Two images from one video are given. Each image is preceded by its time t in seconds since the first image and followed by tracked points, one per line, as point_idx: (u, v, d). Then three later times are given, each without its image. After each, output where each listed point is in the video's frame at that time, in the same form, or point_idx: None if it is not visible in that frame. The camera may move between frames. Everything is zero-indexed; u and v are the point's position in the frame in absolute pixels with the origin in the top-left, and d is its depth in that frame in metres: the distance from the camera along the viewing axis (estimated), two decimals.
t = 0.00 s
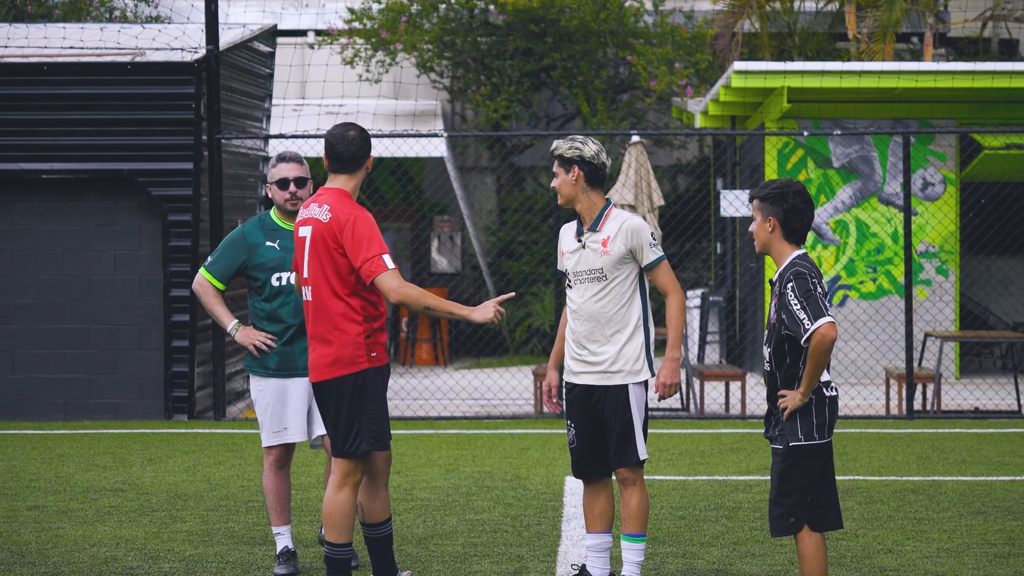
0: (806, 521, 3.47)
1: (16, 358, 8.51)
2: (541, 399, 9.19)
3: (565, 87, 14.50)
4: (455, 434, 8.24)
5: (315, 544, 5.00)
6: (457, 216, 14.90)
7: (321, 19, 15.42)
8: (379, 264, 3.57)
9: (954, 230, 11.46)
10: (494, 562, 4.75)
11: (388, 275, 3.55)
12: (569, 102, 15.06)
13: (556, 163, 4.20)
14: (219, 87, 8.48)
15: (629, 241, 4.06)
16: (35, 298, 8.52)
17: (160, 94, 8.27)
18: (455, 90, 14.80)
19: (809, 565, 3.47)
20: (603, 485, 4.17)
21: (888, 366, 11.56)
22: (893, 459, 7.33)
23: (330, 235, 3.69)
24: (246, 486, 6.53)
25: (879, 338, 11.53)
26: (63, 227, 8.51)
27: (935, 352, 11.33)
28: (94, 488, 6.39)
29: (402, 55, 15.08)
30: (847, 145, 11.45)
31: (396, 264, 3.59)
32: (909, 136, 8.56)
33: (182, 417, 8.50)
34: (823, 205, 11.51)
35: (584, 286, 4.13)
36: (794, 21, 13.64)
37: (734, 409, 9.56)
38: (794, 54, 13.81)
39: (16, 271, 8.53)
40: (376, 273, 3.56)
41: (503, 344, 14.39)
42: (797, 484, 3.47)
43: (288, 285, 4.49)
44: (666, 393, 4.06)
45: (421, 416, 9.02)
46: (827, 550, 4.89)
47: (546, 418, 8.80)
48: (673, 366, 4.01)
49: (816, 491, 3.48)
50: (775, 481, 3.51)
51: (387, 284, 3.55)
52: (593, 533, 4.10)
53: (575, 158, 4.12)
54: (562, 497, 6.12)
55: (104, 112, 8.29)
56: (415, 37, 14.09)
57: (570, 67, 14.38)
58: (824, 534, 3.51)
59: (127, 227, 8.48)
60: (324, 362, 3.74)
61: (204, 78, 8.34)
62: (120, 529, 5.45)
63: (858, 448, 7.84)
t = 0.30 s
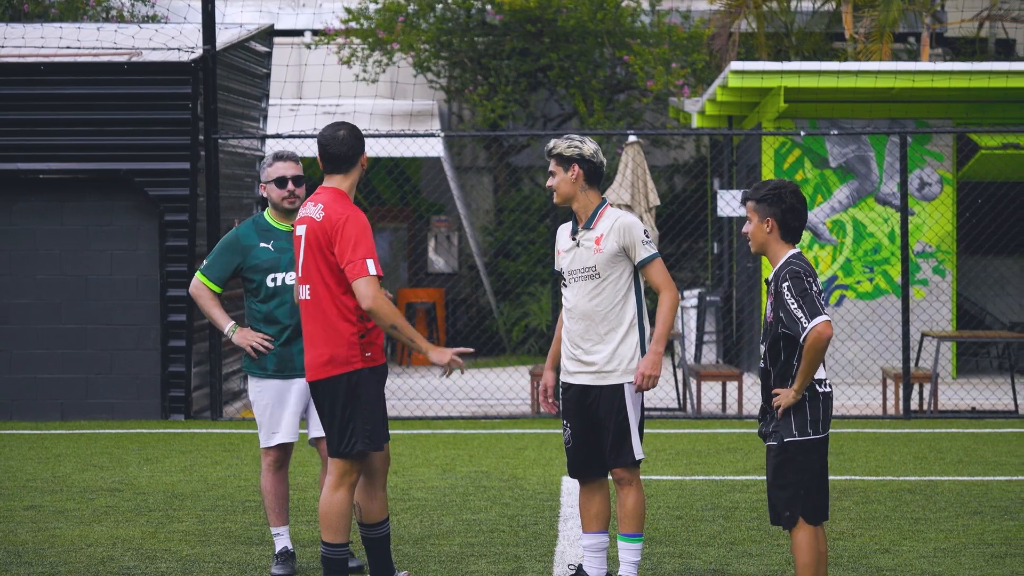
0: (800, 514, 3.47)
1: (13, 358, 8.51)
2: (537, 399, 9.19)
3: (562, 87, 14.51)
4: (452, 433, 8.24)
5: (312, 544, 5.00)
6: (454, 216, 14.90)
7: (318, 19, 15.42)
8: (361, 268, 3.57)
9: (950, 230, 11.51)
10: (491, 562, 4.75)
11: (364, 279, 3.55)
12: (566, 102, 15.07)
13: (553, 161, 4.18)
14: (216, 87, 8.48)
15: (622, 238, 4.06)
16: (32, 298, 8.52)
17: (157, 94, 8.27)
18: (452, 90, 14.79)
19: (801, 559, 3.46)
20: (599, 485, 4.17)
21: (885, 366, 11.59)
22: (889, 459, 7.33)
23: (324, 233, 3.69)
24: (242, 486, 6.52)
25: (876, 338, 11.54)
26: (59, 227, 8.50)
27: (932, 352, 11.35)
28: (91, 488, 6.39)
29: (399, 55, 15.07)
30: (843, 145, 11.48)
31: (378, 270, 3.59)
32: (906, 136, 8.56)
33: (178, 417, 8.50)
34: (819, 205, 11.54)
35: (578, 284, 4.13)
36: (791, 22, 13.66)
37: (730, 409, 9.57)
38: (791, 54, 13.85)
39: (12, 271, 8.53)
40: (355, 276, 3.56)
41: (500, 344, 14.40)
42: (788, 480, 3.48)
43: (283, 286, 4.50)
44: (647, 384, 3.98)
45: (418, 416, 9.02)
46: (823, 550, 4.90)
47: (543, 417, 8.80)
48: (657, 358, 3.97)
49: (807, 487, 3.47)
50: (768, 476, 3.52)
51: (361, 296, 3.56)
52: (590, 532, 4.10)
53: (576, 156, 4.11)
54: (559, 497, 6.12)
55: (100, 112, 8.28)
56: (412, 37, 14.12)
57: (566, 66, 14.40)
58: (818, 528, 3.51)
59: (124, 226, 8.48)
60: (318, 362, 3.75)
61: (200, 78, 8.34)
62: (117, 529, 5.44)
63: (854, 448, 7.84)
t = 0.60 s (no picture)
0: (794, 514, 3.47)
1: (11, 358, 8.51)
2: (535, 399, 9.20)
3: (560, 87, 14.52)
4: (450, 433, 8.25)
5: (311, 544, 5.00)
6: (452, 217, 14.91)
7: (316, 19, 15.39)
8: (345, 271, 3.57)
9: (948, 230, 11.55)
10: (490, 562, 4.75)
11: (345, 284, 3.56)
12: (565, 102, 15.07)
13: (556, 160, 4.14)
14: (215, 87, 8.48)
15: (622, 238, 4.07)
16: (30, 298, 8.53)
17: (155, 94, 8.27)
18: (450, 90, 14.79)
19: (797, 558, 3.46)
20: (597, 485, 4.15)
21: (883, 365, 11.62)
22: (888, 459, 7.34)
23: (317, 233, 3.69)
24: (241, 486, 6.52)
25: (875, 338, 11.56)
26: (58, 227, 8.50)
27: (930, 352, 11.37)
28: (90, 489, 6.38)
29: (397, 55, 15.07)
30: (842, 145, 11.51)
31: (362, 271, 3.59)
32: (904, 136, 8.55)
33: (177, 417, 8.50)
34: (817, 205, 11.55)
35: (576, 283, 4.13)
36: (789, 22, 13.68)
37: (729, 408, 9.58)
38: (789, 54, 13.88)
39: (10, 271, 8.53)
40: (338, 279, 3.57)
41: (498, 345, 14.43)
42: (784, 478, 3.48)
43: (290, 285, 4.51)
44: (651, 389, 4.06)
45: (416, 416, 9.02)
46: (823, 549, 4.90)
47: (541, 417, 8.80)
48: (659, 362, 4.03)
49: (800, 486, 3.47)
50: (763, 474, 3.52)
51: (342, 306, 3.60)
52: (588, 533, 4.10)
53: (582, 155, 4.11)
54: (558, 497, 6.12)
55: (99, 112, 8.29)
56: (411, 37, 14.13)
57: (565, 66, 14.40)
58: (814, 528, 3.50)
59: (122, 226, 8.48)
60: (305, 361, 3.75)
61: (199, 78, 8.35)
62: (116, 529, 5.44)
63: (853, 449, 7.85)
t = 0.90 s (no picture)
0: (785, 514, 3.47)
1: (9, 358, 8.51)
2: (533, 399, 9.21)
3: (558, 87, 14.52)
4: (448, 433, 8.24)
5: (308, 544, 5.00)
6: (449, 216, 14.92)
7: (313, 19, 15.34)
8: (336, 274, 3.57)
9: (945, 230, 11.57)
10: (487, 562, 4.75)
11: (333, 291, 3.56)
12: (562, 102, 15.07)
13: (556, 161, 4.13)
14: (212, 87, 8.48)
15: (623, 240, 4.07)
16: (28, 298, 8.53)
17: (152, 94, 8.27)
18: (448, 90, 14.79)
19: (788, 558, 3.46)
20: (595, 485, 4.14)
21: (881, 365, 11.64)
22: (885, 459, 7.34)
23: (307, 234, 3.69)
24: (238, 486, 6.51)
25: (872, 338, 11.58)
26: (55, 227, 8.50)
27: (928, 352, 11.38)
28: (87, 488, 6.38)
29: (395, 55, 15.08)
30: (839, 145, 11.52)
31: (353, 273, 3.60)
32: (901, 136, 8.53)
33: (174, 417, 8.50)
34: (814, 205, 11.57)
35: (575, 284, 4.13)
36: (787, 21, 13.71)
37: (726, 408, 9.59)
38: (787, 55, 13.89)
39: (8, 271, 8.53)
40: (328, 282, 3.57)
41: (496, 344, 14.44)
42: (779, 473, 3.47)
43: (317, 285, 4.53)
44: (660, 394, 4.06)
45: (414, 416, 9.02)
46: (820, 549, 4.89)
47: (539, 417, 8.80)
48: (666, 366, 4.00)
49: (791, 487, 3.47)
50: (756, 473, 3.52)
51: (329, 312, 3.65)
52: (585, 533, 4.08)
53: (582, 156, 4.10)
54: (555, 497, 6.12)
55: (96, 112, 8.28)
56: (408, 37, 14.14)
57: (562, 66, 14.40)
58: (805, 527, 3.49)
59: (119, 226, 8.47)
60: (300, 362, 3.74)
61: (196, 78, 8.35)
62: (113, 529, 5.44)
63: (850, 449, 7.84)
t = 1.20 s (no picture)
0: (786, 518, 3.47)
1: (7, 358, 8.51)
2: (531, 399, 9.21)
3: (556, 87, 14.52)
4: (446, 433, 8.24)
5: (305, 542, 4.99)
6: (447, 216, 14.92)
7: (312, 19, 15.21)
8: (317, 271, 3.57)
9: (945, 230, 11.56)
10: (486, 562, 4.74)
11: (314, 286, 3.57)
12: (560, 102, 15.06)
13: (556, 161, 4.13)
14: (211, 87, 8.48)
15: (624, 241, 4.07)
16: (26, 298, 8.53)
17: (151, 94, 8.27)
18: (446, 90, 14.78)
19: (789, 560, 3.47)
20: (594, 485, 4.14)
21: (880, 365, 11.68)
22: (883, 459, 7.34)
23: (293, 233, 3.69)
24: (237, 486, 6.51)
25: (871, 338, 11.59)
26: (54, 227, 8.50)
27: (927, 352, 11.39)
28: (85, 488, 6.38)
29: (393, 55, 15.09)
30: (837, 145, 11.52)
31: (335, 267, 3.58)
32: (900, 136, 8.51)
33: (173, 417, 8.50)
34: (814, 205, 11.58)
35: (575, 285, 4.13)
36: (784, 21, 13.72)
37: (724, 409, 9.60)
38: (785, 55, 13.89)
39: (6, 271, 8.53)
40: (311, 279, 3.58)
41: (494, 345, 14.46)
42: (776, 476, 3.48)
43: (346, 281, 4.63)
44: (652, 396, 4.05)
45: (413, 416, 9.02)
46: (818, 549, 4.89)
47: (538, 417, 8.80)
48: (660, 368, 4.03)
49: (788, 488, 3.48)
50: (753, 475, 3.51)
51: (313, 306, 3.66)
52: (584, 532, 4.07)
53: (583, 156, 4.10)
54: (553, 497, 6.12)
55: (94, 112, 8.28)
56: (406, 37, 14.14)
57: (560, 66, 14.40)
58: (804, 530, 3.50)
59: (118, 226, 8.48)
60: (290, 362, 3.75)
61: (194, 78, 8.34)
62: (112, 529, 5.43)
63: (849, 449, 7.84)
